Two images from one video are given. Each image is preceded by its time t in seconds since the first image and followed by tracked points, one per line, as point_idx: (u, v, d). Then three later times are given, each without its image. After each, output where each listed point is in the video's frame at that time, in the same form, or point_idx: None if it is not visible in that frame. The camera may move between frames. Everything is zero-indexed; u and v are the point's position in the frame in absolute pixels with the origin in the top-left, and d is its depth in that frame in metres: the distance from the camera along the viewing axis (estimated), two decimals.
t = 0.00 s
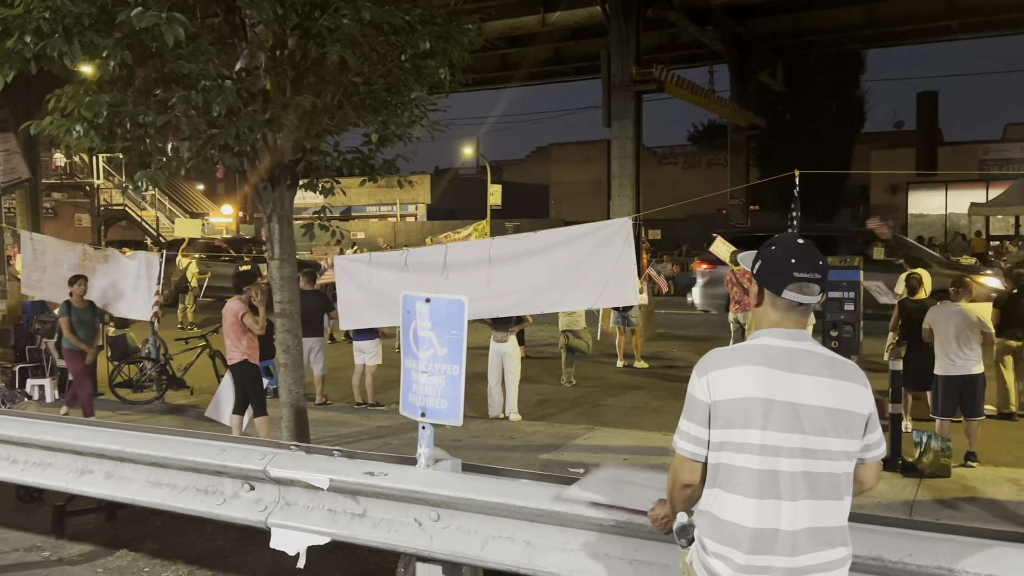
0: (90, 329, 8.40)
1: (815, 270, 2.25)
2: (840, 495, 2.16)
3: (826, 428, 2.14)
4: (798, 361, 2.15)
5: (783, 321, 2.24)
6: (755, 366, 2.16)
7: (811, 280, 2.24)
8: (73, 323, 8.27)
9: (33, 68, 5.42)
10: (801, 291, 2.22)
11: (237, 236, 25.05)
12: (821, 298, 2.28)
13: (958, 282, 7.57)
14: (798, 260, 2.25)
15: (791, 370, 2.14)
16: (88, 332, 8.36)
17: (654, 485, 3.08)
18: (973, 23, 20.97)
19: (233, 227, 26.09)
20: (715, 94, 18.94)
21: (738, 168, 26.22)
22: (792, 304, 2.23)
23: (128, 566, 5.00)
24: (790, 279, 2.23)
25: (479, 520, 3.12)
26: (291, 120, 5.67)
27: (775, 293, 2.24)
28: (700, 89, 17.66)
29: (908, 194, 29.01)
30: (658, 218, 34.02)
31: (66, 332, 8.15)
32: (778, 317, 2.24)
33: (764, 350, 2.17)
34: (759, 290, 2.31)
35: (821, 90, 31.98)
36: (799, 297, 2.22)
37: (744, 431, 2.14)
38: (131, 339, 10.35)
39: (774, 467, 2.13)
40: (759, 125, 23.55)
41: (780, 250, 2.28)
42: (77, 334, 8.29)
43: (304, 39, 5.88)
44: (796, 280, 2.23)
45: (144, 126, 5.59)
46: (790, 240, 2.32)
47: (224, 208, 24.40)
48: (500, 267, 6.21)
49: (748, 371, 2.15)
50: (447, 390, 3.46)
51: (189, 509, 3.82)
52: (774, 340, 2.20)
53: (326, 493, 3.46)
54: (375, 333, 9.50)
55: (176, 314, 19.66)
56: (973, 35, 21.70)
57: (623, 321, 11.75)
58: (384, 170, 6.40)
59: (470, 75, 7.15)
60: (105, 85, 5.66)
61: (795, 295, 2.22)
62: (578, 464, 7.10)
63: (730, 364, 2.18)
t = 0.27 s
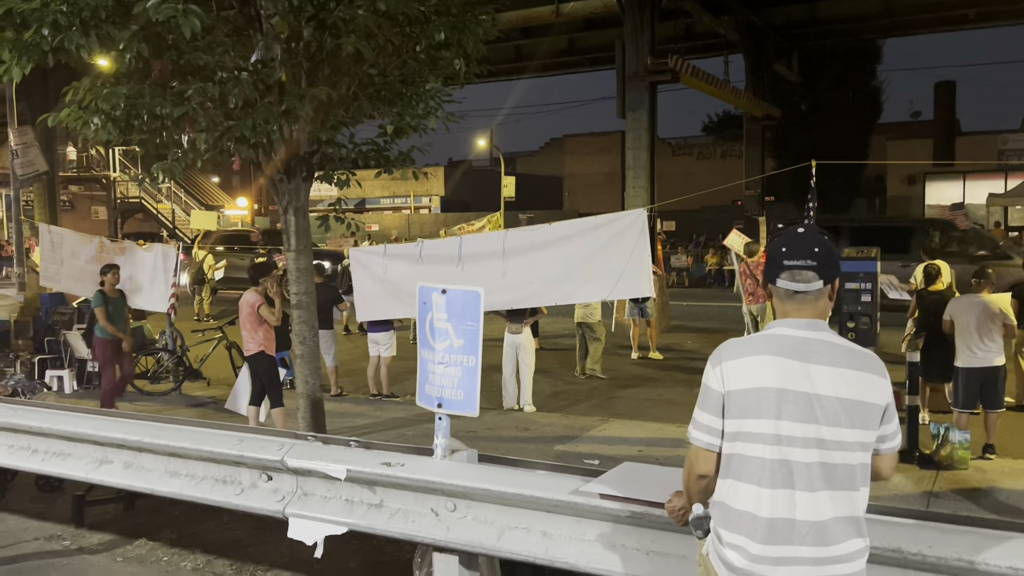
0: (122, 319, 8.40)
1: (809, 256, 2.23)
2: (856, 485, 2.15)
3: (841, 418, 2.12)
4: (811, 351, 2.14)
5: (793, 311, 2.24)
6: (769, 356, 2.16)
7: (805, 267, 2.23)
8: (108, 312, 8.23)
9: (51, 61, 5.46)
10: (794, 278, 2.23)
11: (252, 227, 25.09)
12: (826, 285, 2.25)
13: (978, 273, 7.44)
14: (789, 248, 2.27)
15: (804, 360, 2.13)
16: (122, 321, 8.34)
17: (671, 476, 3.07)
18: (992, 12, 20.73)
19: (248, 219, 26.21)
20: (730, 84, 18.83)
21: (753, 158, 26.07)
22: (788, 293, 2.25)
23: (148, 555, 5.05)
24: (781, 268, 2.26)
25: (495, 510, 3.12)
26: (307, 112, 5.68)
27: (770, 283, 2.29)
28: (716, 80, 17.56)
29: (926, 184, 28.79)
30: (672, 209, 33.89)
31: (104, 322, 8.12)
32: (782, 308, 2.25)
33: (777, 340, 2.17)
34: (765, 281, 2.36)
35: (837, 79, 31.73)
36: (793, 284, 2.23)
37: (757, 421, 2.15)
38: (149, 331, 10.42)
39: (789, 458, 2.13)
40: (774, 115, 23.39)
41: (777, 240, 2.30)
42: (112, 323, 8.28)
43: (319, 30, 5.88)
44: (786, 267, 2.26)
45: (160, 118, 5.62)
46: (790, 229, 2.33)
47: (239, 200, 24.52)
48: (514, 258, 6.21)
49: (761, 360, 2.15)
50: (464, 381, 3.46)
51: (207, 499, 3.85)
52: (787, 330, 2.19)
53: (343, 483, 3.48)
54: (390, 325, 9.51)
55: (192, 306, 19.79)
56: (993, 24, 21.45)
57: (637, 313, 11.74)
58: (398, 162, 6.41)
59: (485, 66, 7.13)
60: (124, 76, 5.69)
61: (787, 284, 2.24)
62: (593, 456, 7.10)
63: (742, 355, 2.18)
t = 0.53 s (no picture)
0: (145, 311, 8.38)
1: (813, 244, 2.22)
2: (865, 473, 2.13)
3: (850, 406, 2.11)
4: (821, 339, 2.13)
5: (802, 299, 2.23)
6: (778, 343, 2.15)
7: (811, 255, 2.22)
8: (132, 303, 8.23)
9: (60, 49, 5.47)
10: (800, 268, 2.23)
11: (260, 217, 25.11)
12: (835, 273, 2.23)
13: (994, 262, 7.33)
14: (794, 236, 2.25)
15: (814, 347, 2.13)
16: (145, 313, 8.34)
17: (682, 465, 3.07)
18: None
19: (255, 209, 26.21)
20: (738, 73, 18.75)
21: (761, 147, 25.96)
22: (797, 282, 2.24)
23: (158, 542, 5.08)
24: (788, 256, 2.26)
25: (505, 498, 3.13)
26: (315, 99, 5.67)
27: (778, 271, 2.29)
28: (724, 68, 17.47)
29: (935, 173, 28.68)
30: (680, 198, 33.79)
31: (128, 313, 8.10)
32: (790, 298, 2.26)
33: (786, 327, 2.16)
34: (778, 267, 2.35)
35: (846, 68, 31.55)
36: (799, 274, 2.23)
37: (766, 407, 2.15)
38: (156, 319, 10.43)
39: (797, 445, 2.12)
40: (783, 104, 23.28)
41: (784, 228, 2.29)
42: (135, 315, 8.26)
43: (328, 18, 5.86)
44: (793, 256, 2.25)
45: (169, 106, 5.62)
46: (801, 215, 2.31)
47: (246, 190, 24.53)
48: (522, 247, 6.20)
49: (771, 346, 2.15)
50: (474, 368, 3.46)
51: (218, 487, 3.87)
52: (798, 317, 2.19)
53: (353, 470, 3.49)
54: (398, 314, 9.52)
55: (200, 295, 19.83)
56: (1004, 11, 21.28)
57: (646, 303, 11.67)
58: (407, 150, 6.39)
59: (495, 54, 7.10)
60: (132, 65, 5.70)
61: (793, 273, 2.25)
62: (601, 445, 7.11)
63: (751, 342, 2.18)
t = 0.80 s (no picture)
0: (167, 299, 8.38)
1: (811, 232, 2.21)
2: (865, 461, 2.13)
3: (849, 395, 2.11)
4: (821, 326, 2.13)
5: (802, 287, 2.24)
6: (776, 329, 2.16)
7: (807, 244, 2.22)
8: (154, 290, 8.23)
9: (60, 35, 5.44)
10: (797, 256, 2.23)
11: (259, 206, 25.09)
12: (833, 263, 2.22)
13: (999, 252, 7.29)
14: (793, 226, 2.26)
15: (813, 334, 2.13)
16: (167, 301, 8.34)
17: (683, 453, 3.07)
18: None
19: (255, 199, 26.15)
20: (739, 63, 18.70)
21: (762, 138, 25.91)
22: (795, 271, 2.25)
23: (160, 530, 5.09)
24: (785, 246, 2.27)
25: (507, 485, 3.13)
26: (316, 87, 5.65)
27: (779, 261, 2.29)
28: (725, 58, 17.42)
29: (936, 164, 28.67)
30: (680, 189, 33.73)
31: (149, 300, 8.09)
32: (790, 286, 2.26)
33: (784, 314, 2.17)
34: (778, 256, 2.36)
35: (848, 58, 31.47)
36: (797, 263, 2.24)
37: (763, 393, 2.16)
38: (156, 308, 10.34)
39: (795, 432, 2.13)
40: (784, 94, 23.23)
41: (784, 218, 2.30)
42: (157, 302, 8.26)
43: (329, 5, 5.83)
44: (790, 246, 2.26)
45: (170, 94, 5.60)
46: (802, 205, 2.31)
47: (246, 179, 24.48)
48: (523, 237, 6.18)
49: (769, 332, 2.15)
50: (477, 357, 3.46)
51: (220, 474, 3.87)
52: (799, 304, 2.19)
53: (355, 458, 3.50)
54: (398, 304, 9.51)
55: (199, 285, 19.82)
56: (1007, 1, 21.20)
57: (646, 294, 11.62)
58: (408, 137, 6.37)
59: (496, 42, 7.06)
60: (132, 52, 5.68)
61: (793, 262, 2.25)
62: (602, 434, 7.12)
63: (750, 328, 2.19)
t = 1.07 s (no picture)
0: (179, 290, 8.34)
1: (802, 223, 2.23)
2: (856, 451, 2.13)
3: (841, 384, 2.11)
4: (812, 316, 2.14)
5: (793, 277, 2.25)
6: (767, 318, 2.17)
7: (799, 235, 2.23)
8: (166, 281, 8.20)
9: (54, 24, 5.40)
10: (789, 247, 2.25)
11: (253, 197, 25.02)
12: (826, 253, 2.23)
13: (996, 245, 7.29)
14: (785, 217, 2.27)
15: (804, 324, 2.13)
16: (179, 293, 8.31)
17: (679, 445, 3.07)
18: None
19: (249, 189, 26.06)
20: (735, 55, 18.67)
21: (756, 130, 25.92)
22: (786, 262, 2.26)
23: (155, 521, 5.08)
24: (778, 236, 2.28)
25: (503, 476, 3.14)
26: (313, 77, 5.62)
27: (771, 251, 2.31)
28: (720, 51, 17.40)
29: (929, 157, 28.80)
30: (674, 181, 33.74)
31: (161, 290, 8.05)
32: (784, 277, 2.27)
33: (775, 304, 2.18)
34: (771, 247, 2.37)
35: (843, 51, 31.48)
36: (789, 253, 2.25)
37: (755, 382, 2.17)
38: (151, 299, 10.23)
39: (786, 420, 2.13)
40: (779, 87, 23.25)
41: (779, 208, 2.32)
42: (168, 293, 8.22)
43: None
44: (782, 236, 2.27)
45: (166, 84, 5.53)
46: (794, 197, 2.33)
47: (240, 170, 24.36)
48: (518, 229, 6.18)
49: (760, 322, 2.16)
50: (473, 348, 3.46)
51: (216, 465, 3.87)
52: (791, 294, 2.19)
53: (351, 449, 3.50)
54: (393, 296, 9.50)
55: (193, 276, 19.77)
56: None
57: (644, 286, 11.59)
58: (403, 129, 6.35)
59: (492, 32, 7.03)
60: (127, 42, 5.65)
61: (785, 252, 2.26)
62: (596, 426, 7.14)
63: (742, 318, 2.20)
